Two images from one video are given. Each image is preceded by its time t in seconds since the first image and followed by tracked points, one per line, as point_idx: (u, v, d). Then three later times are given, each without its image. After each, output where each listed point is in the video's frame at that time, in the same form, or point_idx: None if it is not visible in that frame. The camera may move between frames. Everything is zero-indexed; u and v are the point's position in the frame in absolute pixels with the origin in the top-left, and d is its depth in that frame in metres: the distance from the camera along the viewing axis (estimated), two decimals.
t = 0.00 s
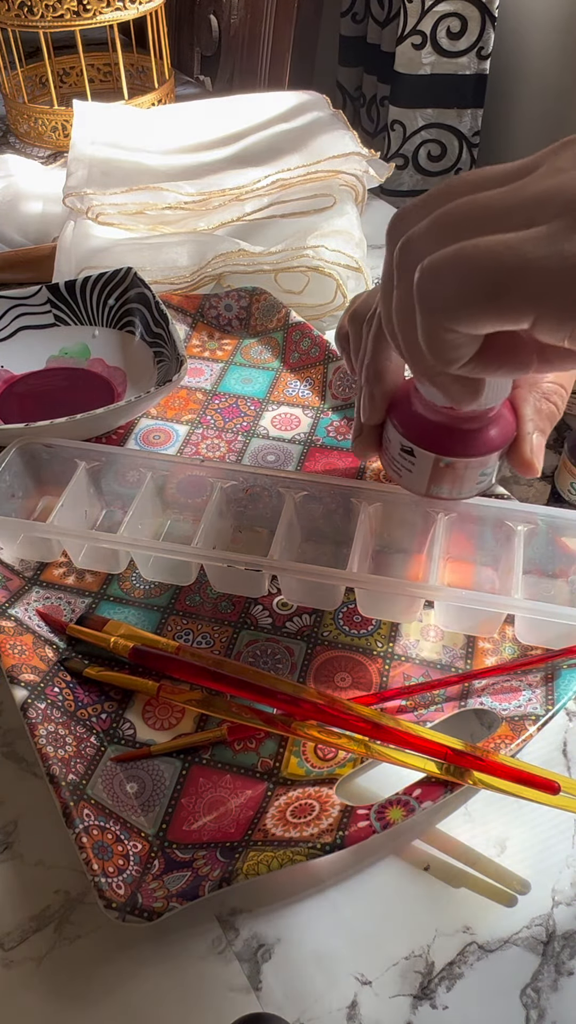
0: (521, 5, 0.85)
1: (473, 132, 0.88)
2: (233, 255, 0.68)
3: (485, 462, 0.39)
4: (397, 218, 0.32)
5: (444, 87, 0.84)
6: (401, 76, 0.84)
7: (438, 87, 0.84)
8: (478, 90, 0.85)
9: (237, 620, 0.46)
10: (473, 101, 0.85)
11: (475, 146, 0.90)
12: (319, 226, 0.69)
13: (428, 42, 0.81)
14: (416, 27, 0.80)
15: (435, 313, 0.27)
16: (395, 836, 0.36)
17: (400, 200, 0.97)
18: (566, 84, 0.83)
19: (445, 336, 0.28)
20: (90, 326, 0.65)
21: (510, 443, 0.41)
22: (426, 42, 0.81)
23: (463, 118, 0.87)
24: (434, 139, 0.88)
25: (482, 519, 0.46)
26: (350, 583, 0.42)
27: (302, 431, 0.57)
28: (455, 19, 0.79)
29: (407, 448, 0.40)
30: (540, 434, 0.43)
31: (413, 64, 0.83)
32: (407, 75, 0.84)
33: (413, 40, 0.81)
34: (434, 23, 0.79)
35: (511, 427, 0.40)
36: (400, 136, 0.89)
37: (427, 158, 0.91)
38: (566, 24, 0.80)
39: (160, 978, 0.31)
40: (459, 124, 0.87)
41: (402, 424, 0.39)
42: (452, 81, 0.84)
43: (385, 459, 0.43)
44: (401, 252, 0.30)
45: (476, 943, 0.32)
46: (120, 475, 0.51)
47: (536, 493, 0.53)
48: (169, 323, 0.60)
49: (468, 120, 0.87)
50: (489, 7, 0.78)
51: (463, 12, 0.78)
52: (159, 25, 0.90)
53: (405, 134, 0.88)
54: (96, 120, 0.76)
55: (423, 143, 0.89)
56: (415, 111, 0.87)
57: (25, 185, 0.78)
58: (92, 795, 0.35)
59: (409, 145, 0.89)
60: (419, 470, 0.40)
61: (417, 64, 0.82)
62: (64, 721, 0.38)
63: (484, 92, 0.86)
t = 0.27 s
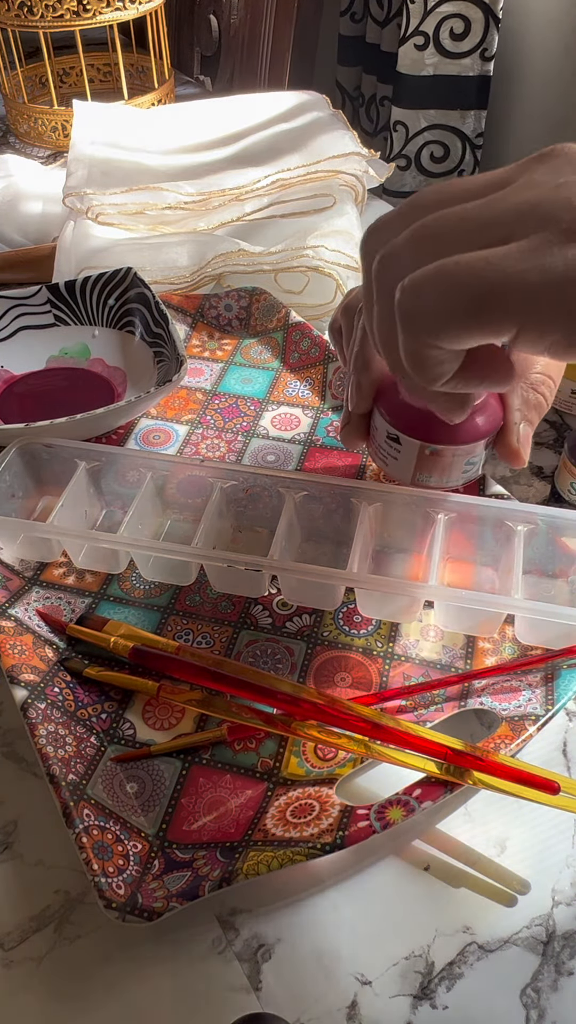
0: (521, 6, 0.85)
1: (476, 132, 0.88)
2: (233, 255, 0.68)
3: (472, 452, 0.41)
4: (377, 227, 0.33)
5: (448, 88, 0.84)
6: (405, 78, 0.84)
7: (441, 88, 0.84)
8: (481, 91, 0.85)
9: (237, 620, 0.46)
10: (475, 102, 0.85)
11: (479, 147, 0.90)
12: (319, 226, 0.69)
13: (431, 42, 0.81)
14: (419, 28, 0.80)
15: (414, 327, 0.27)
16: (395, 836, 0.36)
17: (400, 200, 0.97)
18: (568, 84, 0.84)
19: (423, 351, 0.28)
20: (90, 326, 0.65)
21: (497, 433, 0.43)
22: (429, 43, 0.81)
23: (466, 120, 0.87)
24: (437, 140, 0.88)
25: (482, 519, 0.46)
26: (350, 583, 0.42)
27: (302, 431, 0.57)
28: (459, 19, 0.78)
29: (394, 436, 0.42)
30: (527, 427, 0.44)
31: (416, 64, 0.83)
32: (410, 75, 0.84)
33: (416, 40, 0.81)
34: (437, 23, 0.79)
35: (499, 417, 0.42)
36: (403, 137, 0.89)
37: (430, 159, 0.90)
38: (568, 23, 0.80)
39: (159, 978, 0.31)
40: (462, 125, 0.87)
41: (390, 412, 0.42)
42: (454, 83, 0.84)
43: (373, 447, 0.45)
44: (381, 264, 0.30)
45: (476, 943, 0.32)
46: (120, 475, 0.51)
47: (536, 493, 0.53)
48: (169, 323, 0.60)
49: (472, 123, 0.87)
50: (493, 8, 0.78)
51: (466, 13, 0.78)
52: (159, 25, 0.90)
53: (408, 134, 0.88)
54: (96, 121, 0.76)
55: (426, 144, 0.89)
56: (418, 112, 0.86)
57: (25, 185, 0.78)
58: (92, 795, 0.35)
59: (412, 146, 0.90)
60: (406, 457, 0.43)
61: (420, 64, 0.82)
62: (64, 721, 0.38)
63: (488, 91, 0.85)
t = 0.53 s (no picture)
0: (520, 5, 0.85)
1: (476, 134, 0.88)
2: (233, 255, 0.68)
3: (472, 459, 0.39)
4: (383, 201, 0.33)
5: (448, 90, 0.84)
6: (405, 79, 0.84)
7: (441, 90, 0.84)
8: (480, 95, 0.84)
9: (237, 620, 0.46)
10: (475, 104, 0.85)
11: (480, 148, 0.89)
12: (319, 226, 0.69)
13: (429, 43, 0.81)
14: (417, 29, 0.80)
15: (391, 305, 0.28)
16: (395, 836, 0.36)
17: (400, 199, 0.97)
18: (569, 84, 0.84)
19: (397, 328, 0.29)
20: (90, 326, 0.65)
21: (494, 441, 0.41)
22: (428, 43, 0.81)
23: (466, 122, 0.86)
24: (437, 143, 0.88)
25: (481, 519, 0.46)
26: (350, 583, 0.42)
27: (302, 431, 0.57)
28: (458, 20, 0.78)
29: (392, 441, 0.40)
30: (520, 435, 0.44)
31: (415, 64, 0.83)
32: (409, 76, 0.84)
33: (414, 40, 0.81)
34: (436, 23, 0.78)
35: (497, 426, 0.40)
36: (401, 138, 0.89)
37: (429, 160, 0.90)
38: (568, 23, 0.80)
39: (159, 978, 0.31)
40: (462, 127, 0.87)
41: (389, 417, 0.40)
42: (453, 85, 0.84)
43: (370, 454, 0.43)
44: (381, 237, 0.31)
45: (476, 943, 0.32)
46: (120, 475, 0.51)
47: (537, 493, 0.53)
48: (169, 323, 0.60)
49: (472, 125, 0.87)
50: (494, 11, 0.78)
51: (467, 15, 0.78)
52: (159, 25, 0.90)
53: (407, 135, 0.88)
54: (96, 120, 0.76)
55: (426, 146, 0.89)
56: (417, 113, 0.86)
57: (25, 185, 0.78)
58: (92, 795, 0.35)
59: (412, 146, 0.90)
60: (405, 464, 0.40)
61: (419, 65, 0.82)
62: (64, 721, 0.38)
63: (487, 93, 0.85)
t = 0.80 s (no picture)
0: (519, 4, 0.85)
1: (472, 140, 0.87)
2: (233, 255, 0.68)
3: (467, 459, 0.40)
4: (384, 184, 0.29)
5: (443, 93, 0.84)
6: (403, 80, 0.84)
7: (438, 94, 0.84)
8: (477, 96, 0.84)
9: (237, 620, 0.46)
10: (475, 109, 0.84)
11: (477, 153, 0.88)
12: (319, 226, 0.70)
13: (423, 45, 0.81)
14: (411, 30, 0.80)
15: (394, 322, 0.26)
16: (395, 836, 0.36)
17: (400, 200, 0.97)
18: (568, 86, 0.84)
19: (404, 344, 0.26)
20: (90, 326, 0.65)
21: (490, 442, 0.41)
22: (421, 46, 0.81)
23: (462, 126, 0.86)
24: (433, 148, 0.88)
25: (481, 519, 0.46)
26: (350, 583, 0.42)
27: (302, 431, 0.57)
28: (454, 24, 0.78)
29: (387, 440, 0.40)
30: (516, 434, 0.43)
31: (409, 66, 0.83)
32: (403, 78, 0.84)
33: (408, 41, 0.81)
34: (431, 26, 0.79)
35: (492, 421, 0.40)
36: (398, 140, 0.89)
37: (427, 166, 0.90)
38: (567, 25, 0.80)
39: (159, 979, 0.31)
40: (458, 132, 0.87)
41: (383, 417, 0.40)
42: (451, 88, 0.84)
43: (367, 453, 0.43)
44: (382, 234, 0.28)
45: (476, 943, 0.32)
46: (120, 475, 0.51)
47: (537, 493, 0.53)
48: (169, 323, 0.60)
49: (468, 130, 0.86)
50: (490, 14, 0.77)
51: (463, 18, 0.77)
52: (159, 25, 0.90)
53: (402, 140, 0.89)
54: (96, 120, 0.76)
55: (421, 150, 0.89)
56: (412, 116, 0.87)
57: (25, 185, 0.78)
58: (92, 794, 0.35)
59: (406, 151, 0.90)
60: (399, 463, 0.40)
61: (414, 65, 0.83)
62: (64, 721, 0.38)
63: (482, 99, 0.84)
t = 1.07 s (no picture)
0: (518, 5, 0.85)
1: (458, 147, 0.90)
2: (233, 255, 0.68)
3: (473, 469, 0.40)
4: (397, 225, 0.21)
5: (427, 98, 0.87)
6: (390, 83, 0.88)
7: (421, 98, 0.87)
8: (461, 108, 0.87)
9: (237, 620, 0.46)
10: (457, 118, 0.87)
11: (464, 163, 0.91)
12: (319, 226, 0.69)
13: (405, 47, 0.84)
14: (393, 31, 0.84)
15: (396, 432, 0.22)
16: (394, 836, 0.36)
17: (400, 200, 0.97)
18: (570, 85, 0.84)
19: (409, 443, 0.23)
20: (90, 326, 0.65)
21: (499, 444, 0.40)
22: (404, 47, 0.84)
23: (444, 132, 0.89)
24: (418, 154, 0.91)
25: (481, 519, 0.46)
26: (350, 583, 0.42)
27: (302, 431, 0.57)
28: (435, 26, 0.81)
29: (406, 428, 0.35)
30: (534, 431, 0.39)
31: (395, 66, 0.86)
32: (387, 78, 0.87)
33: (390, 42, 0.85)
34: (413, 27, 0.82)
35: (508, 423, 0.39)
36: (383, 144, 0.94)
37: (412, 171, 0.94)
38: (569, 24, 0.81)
39: (159, 979, 0.31)
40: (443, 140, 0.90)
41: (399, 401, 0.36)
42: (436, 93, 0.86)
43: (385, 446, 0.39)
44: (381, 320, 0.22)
45: (476, 943, 0.32)
46: (120, 475, 0.51)
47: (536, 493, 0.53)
48: (169, 322, 0.60)
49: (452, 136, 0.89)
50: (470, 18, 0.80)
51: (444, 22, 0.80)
52: (159, 25, 0.90)
53: (388, 142, 0.93)
54: (96, 120, 0.76)
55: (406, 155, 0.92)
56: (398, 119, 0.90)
57: (25, 185, 0.78)
58: (92, 794, 0.35)
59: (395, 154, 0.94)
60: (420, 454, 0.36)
61: (397, 65, 0.86)
62: (64, 721, 0.38)
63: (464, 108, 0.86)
